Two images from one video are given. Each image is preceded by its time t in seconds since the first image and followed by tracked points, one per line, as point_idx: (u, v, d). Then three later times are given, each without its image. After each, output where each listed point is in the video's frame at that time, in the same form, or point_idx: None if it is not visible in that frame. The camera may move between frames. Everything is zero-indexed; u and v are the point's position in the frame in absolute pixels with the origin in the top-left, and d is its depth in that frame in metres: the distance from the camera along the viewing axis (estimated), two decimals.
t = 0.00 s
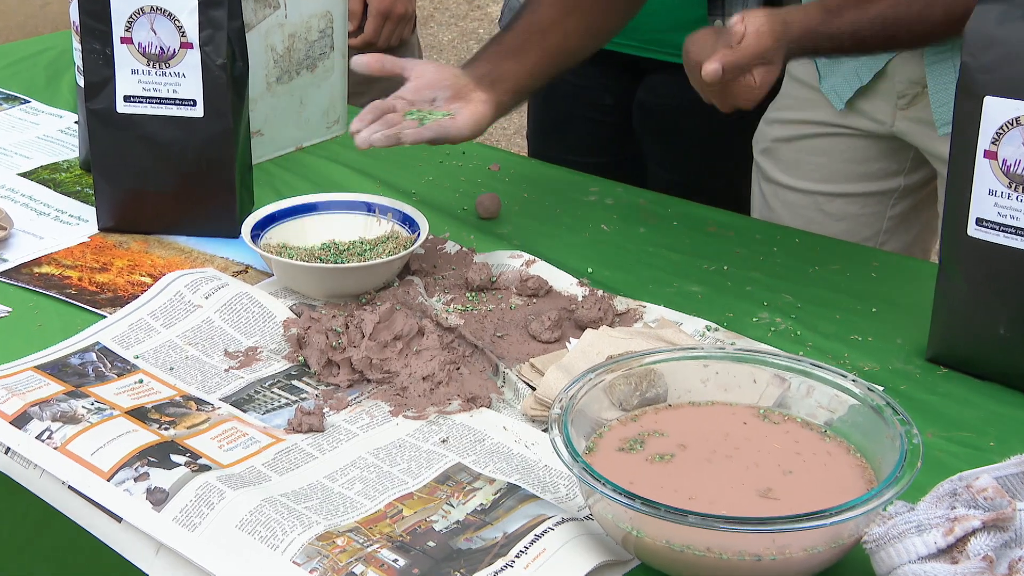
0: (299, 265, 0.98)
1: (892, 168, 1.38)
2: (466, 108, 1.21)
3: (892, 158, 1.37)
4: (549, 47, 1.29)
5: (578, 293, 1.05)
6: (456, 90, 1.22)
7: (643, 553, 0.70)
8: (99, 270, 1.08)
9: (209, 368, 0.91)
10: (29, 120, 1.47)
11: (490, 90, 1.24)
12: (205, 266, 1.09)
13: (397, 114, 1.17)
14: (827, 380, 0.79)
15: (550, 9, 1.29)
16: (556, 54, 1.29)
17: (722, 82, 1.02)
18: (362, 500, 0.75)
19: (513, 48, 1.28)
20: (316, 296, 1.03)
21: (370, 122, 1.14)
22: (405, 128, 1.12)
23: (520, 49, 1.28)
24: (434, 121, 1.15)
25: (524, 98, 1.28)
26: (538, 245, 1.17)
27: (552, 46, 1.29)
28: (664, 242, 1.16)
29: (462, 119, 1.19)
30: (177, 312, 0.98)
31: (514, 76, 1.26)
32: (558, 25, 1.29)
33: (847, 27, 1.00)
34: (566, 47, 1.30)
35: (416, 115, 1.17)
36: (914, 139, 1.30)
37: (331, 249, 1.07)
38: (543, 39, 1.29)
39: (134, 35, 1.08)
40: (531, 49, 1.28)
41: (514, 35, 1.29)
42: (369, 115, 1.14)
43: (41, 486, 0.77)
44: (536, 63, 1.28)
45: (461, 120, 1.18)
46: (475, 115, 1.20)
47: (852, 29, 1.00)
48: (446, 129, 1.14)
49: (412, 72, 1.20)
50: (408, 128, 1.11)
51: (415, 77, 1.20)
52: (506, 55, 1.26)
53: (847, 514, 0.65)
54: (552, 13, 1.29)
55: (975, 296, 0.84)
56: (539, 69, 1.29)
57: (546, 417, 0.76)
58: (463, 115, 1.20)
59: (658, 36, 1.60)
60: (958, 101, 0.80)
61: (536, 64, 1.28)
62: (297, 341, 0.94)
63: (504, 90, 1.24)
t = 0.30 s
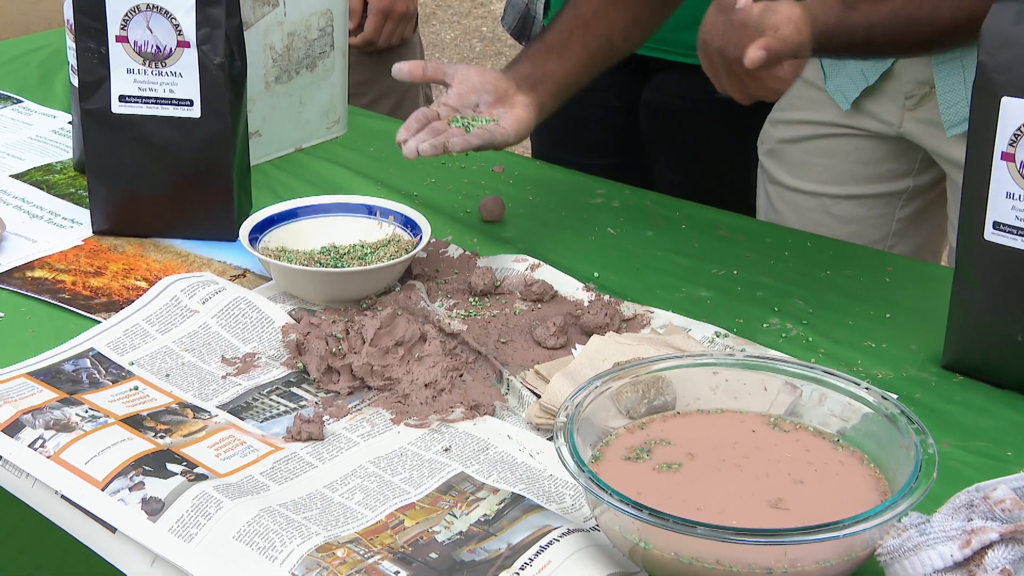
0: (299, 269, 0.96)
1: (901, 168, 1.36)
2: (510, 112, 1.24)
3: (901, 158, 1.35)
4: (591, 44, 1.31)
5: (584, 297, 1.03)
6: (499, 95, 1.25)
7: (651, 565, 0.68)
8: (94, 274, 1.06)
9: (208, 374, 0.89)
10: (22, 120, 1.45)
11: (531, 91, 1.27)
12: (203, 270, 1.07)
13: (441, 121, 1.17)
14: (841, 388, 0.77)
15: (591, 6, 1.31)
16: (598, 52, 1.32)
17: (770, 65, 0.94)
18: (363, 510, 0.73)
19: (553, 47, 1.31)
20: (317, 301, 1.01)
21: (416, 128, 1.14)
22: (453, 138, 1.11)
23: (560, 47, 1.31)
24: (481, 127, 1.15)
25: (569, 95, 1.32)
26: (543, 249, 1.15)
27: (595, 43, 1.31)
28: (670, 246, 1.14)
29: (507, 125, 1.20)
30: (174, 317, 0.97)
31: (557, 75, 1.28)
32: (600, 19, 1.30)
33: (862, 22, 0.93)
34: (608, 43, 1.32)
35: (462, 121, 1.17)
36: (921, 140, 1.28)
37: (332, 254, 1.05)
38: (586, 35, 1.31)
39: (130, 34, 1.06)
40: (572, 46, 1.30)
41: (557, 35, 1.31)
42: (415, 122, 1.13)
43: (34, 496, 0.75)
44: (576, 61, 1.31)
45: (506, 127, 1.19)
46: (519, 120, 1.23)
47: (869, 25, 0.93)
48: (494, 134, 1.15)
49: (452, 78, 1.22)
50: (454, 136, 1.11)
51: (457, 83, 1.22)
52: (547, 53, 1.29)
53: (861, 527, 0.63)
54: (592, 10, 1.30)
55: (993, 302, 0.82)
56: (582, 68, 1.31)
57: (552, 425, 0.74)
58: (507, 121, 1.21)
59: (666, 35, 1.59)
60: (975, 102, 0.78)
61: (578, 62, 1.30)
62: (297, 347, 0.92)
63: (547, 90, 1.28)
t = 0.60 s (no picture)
0: (294, 278, 0.94)
1: (906, 174, 1.35)
2: (523, 138, 1.21)
3: (906, 164, 1.34)
4: (599, 61, 1.30)
5: (585, 306, 1.01)
6: (510, 121, 1.21)
7: None
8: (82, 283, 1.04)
9: (200, 387, 0.87)
10: (10, 125, 1.43)
11: (542, 114, 1.25)
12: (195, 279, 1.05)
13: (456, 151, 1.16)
14: (849, 400, 0.75)
15: (598, 19, 1.29)
16: (606, 68, 1.31)
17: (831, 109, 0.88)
18: (359, 527, 0.71)
19: (561, 67, 1.29)
20: (313, 310, 0.99)
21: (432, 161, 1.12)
22: (470, 172, 1.10)
23: (567, 67, 1.29)
24: (498, 160, 1.14)
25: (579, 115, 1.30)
26: (543, 257, 1.13)
27: (602, 61, 1.30)
28: (672, 253, 1.13)
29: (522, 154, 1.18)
30: (165, 328, 0.94)
31: (565, 95, 1.27)
32: (606, 33, 1.29)
33: (920, 64, 0.92)
34: (614, 56, 1.30)
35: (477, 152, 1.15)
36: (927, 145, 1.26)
37: (328, 261, 1.03)
38: (593, 51, 1.30)
39: (120, 37, 1.04)
40: (580, 64, 1.29)
41: (563, 54, 1.30)
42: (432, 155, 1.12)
43: (20, 512, 0.73)
44: (585, 80, 1.29)
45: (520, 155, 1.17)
46: (534, 145, 1.20)
47: (926, 66, 0.92)
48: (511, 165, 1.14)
49: (462, 104, 1.18)
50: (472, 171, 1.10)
51: (468, 109, 1.18)
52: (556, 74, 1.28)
53: (870, 543, 0.61)
54: (597, 25, 1.29)
55: (1005, 312, 0.80)
56: (592, 85, 1.30)
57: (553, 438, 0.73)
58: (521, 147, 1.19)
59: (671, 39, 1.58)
60: (987, 107, 0.76)
61: (587, 80, 1.29)
62: (291, 358, 0.90)
63: (556, 113, 1.26)
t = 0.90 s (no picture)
0: (283, 297, 0.92)
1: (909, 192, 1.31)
2: (533, 163, 1.18)
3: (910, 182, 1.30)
4: (603, 79, 1.29)
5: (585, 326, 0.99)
6: (517, 145, 1.18)
7: None
8: (67, 302, 1.02)
9: (189, 410, 0.85)
10: None
11: (547, 138, 1.22)
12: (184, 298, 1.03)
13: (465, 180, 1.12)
14: (855, 423, 0.73)
15: (599, 35, 1.28)
16: (609, 87, 1.29)
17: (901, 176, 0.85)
18: (352, 553, 0.69)
19: (564, 87, 1.27)
20: (304, 329, 0.97)
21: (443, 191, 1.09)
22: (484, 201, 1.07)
23: (572, 86, 1.27)
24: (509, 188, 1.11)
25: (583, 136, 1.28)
26: (541, 275, 1.11)
27: (604, 80, 1.29)
28: (672, 270, 1.11)
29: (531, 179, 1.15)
30: (153, 348, 0.92)
31: (570, 117, 1.25)
32: (609, 49, 1.28)
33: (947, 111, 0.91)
34: (617, 73, 1.29)
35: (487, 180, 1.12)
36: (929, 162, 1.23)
37: (320, 280, 1.01)
38: (596, 70, 1.28)
39: (107, 50, 1.02)
40: (585, 82, 1.28)
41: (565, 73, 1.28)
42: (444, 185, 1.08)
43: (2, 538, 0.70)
44: (588, 100, 1.27)
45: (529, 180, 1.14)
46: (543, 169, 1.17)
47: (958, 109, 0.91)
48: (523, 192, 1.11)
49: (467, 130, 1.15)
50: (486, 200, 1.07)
51: (475, 136, 1.15)
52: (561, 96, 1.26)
53: (878, 570, 0.59)
54: (599, 41, 1.28)
55: (1016, 330, 0.78)
56: (594, 104, 1.28)
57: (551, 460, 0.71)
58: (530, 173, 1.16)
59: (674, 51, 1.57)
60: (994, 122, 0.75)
61: (591, 98, 1.27)
62: (282, 379, 0.88)
63: (563, 134, 1.24)
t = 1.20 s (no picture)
0: (267, 316, 0.91)
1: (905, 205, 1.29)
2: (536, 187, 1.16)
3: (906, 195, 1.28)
4: (599, 96, 1.27)
5: (577, 346, 0.97)
6: (522, 169, 1.16)
7: None
8: (45, 323, 0.99)
9: (169, 433, 0.83)
10: None
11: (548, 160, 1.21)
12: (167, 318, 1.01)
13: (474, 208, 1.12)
14: (852, 445, 0.72)
15: (594, 50, 1.26)
16: (605, 105, 1.28)
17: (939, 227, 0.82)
18: None
19: (563, 107, 1.25)
20: (288, 349, 0.95)
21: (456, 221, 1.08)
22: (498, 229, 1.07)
23: (570, 104, 1.26)
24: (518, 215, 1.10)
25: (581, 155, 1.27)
26: (533, 294, 1.09)
27: (600, 97, 1.27)
28: (664, 287, 1.09)
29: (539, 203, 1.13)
30: (132, 370, 0.90)
31: (569, 137, 1.24)
32: (602, 63, 1.26)
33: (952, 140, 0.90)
34: (613, 90, 1.28)
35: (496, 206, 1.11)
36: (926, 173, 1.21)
37: (305, 298, 0.99)
38: (593, 88, 1.27)
39: (86, 64, 1.00)
40: (582, 99, 1.26)
41: (563, 92, 1.26)
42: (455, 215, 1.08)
43: None
44: (586, 117, 1.26)
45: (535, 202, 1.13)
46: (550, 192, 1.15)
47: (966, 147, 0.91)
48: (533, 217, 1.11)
49: (473, 156, 1.14)
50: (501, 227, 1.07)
51: (479, 161, 1.14)
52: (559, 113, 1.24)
53: None
54: (592, 54, 1.26)
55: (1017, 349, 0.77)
56: (592, 121, 1.27)
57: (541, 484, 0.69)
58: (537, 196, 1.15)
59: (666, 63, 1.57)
60: (994, 138, 0.74)
61: (588, 115, 1.26)
62: (266, 402, 0.86)
63: (562, 155, 1.23)
